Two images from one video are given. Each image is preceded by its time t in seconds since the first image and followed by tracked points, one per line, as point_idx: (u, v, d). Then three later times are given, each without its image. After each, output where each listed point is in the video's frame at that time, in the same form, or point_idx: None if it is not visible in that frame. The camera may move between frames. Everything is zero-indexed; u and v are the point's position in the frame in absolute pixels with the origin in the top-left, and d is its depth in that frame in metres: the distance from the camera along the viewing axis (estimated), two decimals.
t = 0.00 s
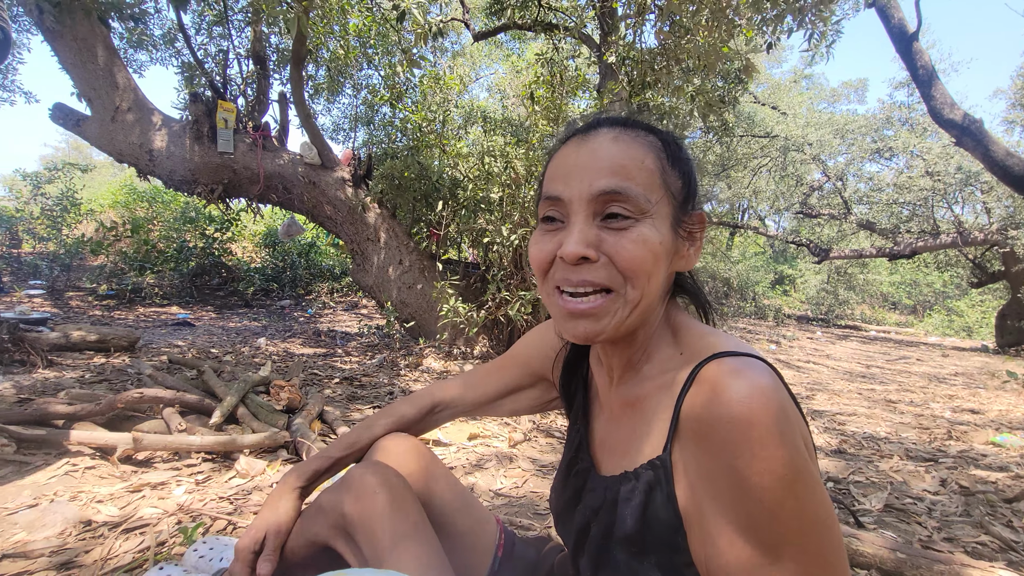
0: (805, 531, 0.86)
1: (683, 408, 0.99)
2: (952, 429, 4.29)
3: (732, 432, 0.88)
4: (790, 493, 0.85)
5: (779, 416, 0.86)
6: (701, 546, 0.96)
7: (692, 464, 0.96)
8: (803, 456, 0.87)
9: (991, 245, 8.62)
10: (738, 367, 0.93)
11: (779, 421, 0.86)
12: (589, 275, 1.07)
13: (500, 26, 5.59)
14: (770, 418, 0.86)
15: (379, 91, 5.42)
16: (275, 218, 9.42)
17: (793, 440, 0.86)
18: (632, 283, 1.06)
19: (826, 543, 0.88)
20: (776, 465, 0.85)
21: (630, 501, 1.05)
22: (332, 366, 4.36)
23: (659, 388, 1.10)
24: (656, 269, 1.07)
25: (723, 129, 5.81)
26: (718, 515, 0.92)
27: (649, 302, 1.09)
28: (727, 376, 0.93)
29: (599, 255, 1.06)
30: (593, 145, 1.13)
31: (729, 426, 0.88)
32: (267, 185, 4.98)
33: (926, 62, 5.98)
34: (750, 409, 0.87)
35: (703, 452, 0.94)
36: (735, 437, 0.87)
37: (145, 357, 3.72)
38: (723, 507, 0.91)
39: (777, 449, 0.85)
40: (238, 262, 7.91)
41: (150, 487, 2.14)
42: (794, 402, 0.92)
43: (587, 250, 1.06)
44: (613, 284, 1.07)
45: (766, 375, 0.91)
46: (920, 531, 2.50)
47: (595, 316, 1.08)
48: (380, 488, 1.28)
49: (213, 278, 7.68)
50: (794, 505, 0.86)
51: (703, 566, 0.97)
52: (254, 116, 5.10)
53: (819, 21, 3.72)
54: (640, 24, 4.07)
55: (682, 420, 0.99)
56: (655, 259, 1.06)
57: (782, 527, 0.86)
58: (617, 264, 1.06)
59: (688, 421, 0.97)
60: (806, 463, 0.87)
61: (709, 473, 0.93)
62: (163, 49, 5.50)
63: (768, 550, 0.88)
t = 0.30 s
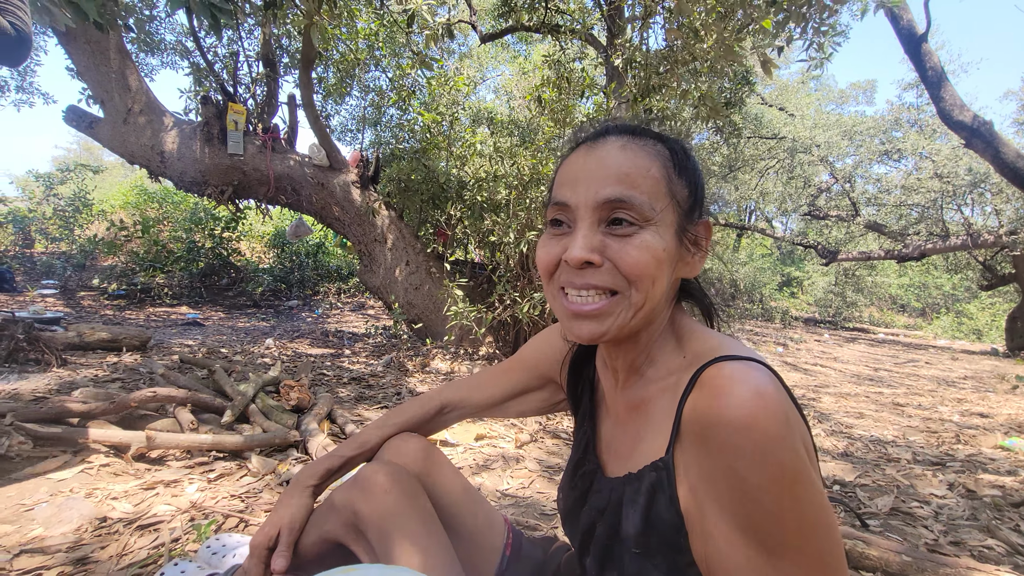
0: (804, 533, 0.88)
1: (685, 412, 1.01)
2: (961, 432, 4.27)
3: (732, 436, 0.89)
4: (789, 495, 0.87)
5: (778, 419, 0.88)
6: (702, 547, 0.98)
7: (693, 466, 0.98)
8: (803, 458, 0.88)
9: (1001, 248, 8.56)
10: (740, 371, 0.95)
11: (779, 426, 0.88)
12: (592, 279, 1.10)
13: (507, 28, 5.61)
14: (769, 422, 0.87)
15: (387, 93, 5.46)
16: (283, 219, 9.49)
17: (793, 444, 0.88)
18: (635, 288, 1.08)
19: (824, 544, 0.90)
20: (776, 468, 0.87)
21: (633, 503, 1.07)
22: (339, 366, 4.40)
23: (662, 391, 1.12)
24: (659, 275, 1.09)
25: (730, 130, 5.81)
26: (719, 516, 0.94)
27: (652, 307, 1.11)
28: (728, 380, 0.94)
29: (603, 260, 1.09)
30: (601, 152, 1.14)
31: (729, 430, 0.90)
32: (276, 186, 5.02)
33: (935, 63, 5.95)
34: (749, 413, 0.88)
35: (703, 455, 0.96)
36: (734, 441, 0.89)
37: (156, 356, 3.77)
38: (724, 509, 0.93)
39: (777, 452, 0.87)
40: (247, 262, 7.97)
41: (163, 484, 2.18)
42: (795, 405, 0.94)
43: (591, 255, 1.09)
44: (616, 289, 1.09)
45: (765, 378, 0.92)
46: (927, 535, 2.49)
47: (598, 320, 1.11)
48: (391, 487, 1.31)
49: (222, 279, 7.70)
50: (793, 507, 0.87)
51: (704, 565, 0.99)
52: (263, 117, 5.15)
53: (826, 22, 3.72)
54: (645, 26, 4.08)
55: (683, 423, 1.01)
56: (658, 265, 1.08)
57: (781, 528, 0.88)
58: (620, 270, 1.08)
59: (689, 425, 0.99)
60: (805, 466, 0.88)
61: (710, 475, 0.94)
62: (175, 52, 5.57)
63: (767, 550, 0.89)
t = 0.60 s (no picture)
0: (812, 534, 0.89)
1: (693, 412, 1.02)
2: (973, 437, 4.23)
3: (740, 437, 0.90)
4: (796, 497, 0.87)
5: (787, 421, 0.88)
6: (710, 547, 0.98)
7: (701, 466, 0.99)
8: (811, 460, 0.88)
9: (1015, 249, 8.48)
10: (748, 372, 0.96)
11: (788, 427, 0.88)
12: (599, 275, 1.11)
13: (515, 29, 5.62)
14: (778, 424, 0.88)
15: (395, 94, 5.49)
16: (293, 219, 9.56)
17: (802, 445, 0.88)
18: (641, 284, 1.09)
19: (832, 546, 0.90)
20: (784, 469, 0.87)
21: (641, 503, 1.08)
22: (347, 366, 4.42)
23: (670, 390, 1.13)
24: (665, 274, 1.09)
25: (739, 132, 5.80)
26: (726, 516, 0.95)
27: (658, 305, 1.12)
28: (737, 381, 0.95)
29: (609, 256, 1.10)
30: (613, 150, 1.16)
31: (737, 430, 0.90)
32: (286, 187, 5.06)
33: (948, 62, 5.90)
34: (757, 414, 0.89)
35: (711, 455, 0.96)
36: (742, 440, 0.90)
37: (167, 355, 3.82)
38: (732, 508, 0.94)
39: (785, 454, 0.87)
40: (256, 262, 8.03)
41: (174, 481, 2.21)
42: (804, 407, 0.95)
43: (597, 250, 1.10)
44: (623, 285, 1.10)
45: (775, 380, 0.93)
46: (938, 539, 2.48)
47: (603, 315, 1.11)
48: (400, 484, 1.34)
49: (232, 278, 7.77)
50: (802, 509, 0.88)
51: (712, 565, 1.00)
52: (273, 119, 5.20)
53: (836, 22, 3.71)
54: (654, 26, 4.07)
55: (692, 423, 1.02)
56: (664, 264, 1.09)
57: (788, 529, 0.88)
58: (627, 266, 1.09)
59: (698, 425, 1.00)
60: (814, 467, 0.89)
61: (718, 475, 0.95)
62: (186, 54, 5.63)
63: (774, 552, 0.90)
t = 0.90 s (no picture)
0: (818, 537, 0.89)
1: (698, 414, 1.01)
2: (983, 440, 4.20)
3: (748, 440, 0.90)
4: (801, 500, 0.87)
5: (794, 424, 0.88)
6: (715, 550, 0.98)
7: (707, 468, 0.99)
8: (819, 463, 0.89)
9: None
10: (754, 374, 0.95)
11: (795, 430, 0.88)
12: (589, 272, 1.11)
13: (520, 29, 5.62)
14: (786, 426, 0.88)
15: (400, 94, 5.51)
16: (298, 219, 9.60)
17: (809, 448, 0.88)
18: (630, 284, 1.09)
19: (838, 549, 0.90)
20: (790, 472, 0.87)
21: (646, 506, 1.08)
22: (352, 366, 4.44)
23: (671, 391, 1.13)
24: (658, 273, 1.09)
25: (745, 132, 5.77)
26: (733, 519, 0.95)
27: (652, 304, 1.11)
28: (743, 383, 0.95)
29: (600, 254, 1.10)
30: (612, 150, 1.17)
31: (743, 432, 0.90)
32: (291, 188, 5.09)
33: (957, 61, 5.86)
34: (763, 417, 0.89)
35: (718, 458, 0.96)
36: (748, 442, 0.90)
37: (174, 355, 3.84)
38: (738, 511, 0.94)
39: (793, 457, 0.87)
40: (262, 262, 8.07)
41: (179, 480, 2.23)
42: (812, 410, 0.94)
43: (588, 248, 1.11)
44: (612, 284, 1.10)
45: (781, 382, 0.93)
46: (948, 544, 2.46)
47: (593, 312, 1.12)
48: (405, 485, 1.34)
49: (238, 278, 7.81)
50: (809, 511, 0.88)
51: (717, 568, 1.00)
52: (279, 120, 5.23)
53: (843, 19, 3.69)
54: (661, 25, 4.06)
55: (697, 425, 1.02)
56: (658, 263, 1.08)
57: (794, 531, 0.89)
58: (617, 265, 1.09)
59: (702, 427, 1.00)
60: (821, 471, 0.89)
61: (724, 477, 0.95)
62: (193, 56, 5.67)
63: (780, 553, 0.91)
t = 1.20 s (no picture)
0: (820, 535, 0.90)
1: (701, 412, 1.02)
2: (989, 443, 4.19)
3: (750, 436, 0.91)
4: (804, 498, 0.88)
5: (796, 421, 0.89)
6: (718, 547, 0.99)
7: (709, 466, 1.00)
8: (821, 460, 0.89)
9: None
10: (757, 372, 0.96)
11: (798, 428, 0.89)
12: (612, 271, 1.11)
13: (525, 31, 5.64)
14: (787, 423, 0.89)
15: (405, 96, 5.53)
16: (303, 220, 9.64)
17: (812, 447, 0.89)
18: (652, 284, 1.09)
19: (840, 548, 0.91)
20: (794, 470, 0.88)
21: (649, 504, 1.08)
22: (357, 366, 4.46)
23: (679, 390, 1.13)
24: (680, 275, 1.10)
25: (750, 133, 5.78)
26: (735, 517, 0.96)
27: (671, 305, 1.12)
28: (746, 380, 0.96)
29: (625, 253, 1.10)
30: (637, 149, 1.18)
31: (745, 429, 0.91)
32: (296, 189, 5.11)
33: (963, 62, 5.85)
34: (766, 414, 0.90)
35: (720, 455, 0.97)
36: (751, 441, 0.90)
37: (180, 355, 3.87)
38: (741, 510, 0.95)
39: (794, 454, 0.88)
40: (266, 263, 8.12)
41: (186, 479, 2.25)
42: (814, 408, 0.95)
43: (614, 246, 1.10)
44: (634, 283, 1.09)
45: (783, 379, 0.93)
46: (953, 547, 2.46)
47: (613, 311, 1.11)
48: (409, 484, 1.36)
49: (242, 279, 7.84)
50: (810, 508, 0.89)
51: (719, 566, 1.01)
52: (285, 121, 5.26)
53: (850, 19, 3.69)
54: (666, 26, 4.06)
55: (700, 423, 1.02)
56: (681, 265, 1.09)
57: (796, 530, 0.90)
58: (641, 265, 1.09)
59: (705, 425, 1.01)
60: (824, 469, 0.90)
61: (727, 475, 0.96)
62: (200, 58, 5.71)
63: (780, 550, 0.92)
